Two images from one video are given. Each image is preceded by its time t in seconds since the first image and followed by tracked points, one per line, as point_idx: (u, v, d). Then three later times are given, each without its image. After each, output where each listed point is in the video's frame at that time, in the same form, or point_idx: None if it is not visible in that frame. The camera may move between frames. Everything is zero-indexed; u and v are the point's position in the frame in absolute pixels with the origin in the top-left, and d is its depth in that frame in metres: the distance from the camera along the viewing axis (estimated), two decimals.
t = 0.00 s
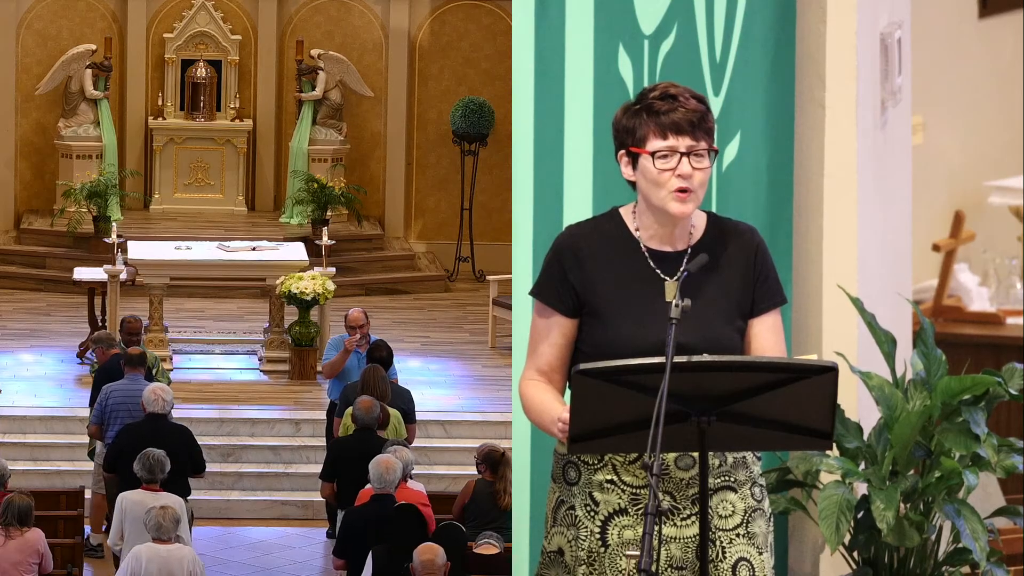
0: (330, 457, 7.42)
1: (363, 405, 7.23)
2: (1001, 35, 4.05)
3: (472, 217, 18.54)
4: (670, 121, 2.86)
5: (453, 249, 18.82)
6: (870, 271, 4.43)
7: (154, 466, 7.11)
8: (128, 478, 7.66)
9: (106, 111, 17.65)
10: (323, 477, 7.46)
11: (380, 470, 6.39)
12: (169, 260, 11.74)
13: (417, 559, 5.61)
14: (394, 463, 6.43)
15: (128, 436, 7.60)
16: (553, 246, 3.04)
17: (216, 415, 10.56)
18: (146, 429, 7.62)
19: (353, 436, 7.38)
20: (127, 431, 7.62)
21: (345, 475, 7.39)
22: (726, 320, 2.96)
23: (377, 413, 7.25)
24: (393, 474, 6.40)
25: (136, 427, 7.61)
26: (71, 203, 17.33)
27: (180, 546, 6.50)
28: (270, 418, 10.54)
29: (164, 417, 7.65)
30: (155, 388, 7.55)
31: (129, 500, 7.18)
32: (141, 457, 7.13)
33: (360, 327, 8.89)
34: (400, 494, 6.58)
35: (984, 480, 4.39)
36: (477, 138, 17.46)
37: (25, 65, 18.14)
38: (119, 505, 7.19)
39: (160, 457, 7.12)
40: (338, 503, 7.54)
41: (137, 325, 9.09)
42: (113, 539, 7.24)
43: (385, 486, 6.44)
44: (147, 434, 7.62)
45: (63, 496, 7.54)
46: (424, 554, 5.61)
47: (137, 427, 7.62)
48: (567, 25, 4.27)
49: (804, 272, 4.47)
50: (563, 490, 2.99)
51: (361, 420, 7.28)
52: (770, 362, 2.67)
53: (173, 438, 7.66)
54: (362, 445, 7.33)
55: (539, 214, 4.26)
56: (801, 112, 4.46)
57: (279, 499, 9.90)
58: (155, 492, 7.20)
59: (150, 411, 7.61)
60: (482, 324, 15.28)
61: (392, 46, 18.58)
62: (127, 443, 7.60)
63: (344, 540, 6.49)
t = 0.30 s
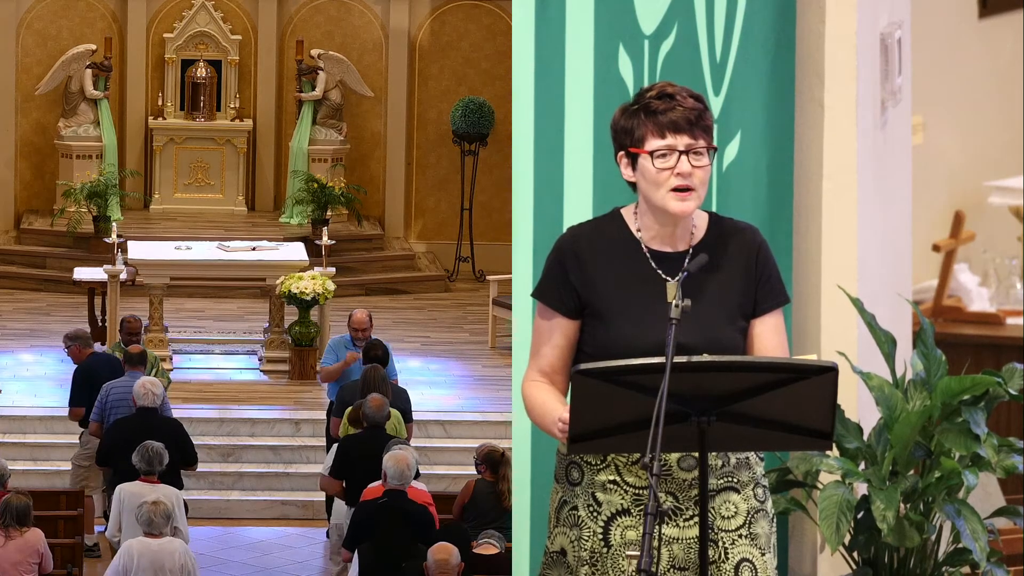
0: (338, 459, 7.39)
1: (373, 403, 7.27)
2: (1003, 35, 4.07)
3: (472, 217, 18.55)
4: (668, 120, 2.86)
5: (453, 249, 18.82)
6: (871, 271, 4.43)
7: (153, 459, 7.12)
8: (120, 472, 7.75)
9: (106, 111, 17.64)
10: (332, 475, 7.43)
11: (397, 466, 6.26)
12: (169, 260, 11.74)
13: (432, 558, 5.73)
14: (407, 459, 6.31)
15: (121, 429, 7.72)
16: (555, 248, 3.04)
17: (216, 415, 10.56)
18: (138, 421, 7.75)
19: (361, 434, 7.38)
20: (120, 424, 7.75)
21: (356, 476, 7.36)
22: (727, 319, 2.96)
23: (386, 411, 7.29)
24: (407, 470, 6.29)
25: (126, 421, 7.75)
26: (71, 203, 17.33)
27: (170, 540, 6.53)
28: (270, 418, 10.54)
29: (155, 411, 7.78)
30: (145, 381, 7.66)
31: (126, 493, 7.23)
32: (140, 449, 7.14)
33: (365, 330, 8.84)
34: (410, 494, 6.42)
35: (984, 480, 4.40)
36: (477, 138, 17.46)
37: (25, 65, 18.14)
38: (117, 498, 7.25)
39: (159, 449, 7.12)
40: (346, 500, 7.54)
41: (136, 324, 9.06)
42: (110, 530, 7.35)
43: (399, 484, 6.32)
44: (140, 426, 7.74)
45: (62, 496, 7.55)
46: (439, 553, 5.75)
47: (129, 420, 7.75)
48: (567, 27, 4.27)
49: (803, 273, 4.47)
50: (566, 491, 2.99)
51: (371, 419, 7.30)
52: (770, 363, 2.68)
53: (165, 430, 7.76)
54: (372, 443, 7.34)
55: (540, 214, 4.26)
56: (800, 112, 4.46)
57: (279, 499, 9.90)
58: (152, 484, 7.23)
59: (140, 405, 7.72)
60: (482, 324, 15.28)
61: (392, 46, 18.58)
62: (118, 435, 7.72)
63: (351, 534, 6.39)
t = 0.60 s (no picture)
0: (349, 454, 7.33)
1: (386, 400, 7.23)
2: (1002, 35, 4.08)
3: (472, 217, 18.55)
4: (667, 120, 2.86)
5: (453, 249, 18.81)
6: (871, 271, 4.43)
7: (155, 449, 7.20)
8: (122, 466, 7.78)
9: (106, 111, 17.64)
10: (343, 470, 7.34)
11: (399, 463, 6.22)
12: (169, 260, 11.74)
13: (445, 558, 5.79)
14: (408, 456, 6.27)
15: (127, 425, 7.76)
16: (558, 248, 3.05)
17: (216, 414, 10.56)
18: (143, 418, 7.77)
19: (371, 431, 7.33)
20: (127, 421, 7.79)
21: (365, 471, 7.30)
22: (731, 319, 2.96)
23: (399, 408, 7.26)
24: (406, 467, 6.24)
25: (132, 416, 7.78)
26: (71, 203, 17.33)
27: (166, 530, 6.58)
28: (270, 418, 10.54)
29: (162, 408, 7.80)
30: (153, 377, 7.70)
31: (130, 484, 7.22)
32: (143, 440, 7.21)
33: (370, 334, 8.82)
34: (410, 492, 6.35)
35: (984, 480, 4.40)
36: (477, 137, 17.46)
37: (25, 65, 18.14)
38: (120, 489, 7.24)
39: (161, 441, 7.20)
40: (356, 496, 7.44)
41: (136, 325, 9.06)
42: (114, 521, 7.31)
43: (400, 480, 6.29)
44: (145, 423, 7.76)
45: (62, 497, 7.56)
46: (451, 552, 5.80)
47: (135, 417, 7.78)
48: (567, 27, 4.28)
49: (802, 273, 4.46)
50: (569, 491, 3.00)
51: (382, 416, 7.26)
52: (770, 363, 2.67)
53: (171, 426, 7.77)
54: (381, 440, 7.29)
55: (540, 214, 4.26)
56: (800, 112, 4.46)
57: (279, 499, 9.90)
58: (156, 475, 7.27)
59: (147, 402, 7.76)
60: (482, 324, 15.28)
61: (392, 46, 18.58)
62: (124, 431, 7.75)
63: (350, 529, 6.38)
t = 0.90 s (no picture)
0: (355, 452, 7.29)
1: (395, 398, 7.18)
2: (1003, 35, 4.08)
3: (472, 217, 18.56)
4: (667, 121, 2.86)
5: (453, 249, 18.81)
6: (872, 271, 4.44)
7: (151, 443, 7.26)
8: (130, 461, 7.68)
9: (106, 111, 17.64)
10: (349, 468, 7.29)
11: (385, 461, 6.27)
12: (169, 260, 11.73)
13: (456, 557, 5.79)
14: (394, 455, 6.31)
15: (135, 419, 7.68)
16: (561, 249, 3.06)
17: (216, 414, 10.56)
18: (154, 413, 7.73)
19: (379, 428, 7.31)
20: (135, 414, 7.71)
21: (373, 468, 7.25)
22: (734, 318, 2.95)
23: (407, 406, 7.19)
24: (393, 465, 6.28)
25: (142, 411, 7.70)
26: (71, 203, 17.32)
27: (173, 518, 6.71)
28: (270, 418, 10.53)
29: (172, 403, 7.80)
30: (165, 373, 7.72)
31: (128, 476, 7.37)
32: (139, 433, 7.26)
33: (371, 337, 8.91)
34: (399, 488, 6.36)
35: (984, 480, 4.40)
36: (477, 137, 17.46)
37: (25, 64, 18.14)
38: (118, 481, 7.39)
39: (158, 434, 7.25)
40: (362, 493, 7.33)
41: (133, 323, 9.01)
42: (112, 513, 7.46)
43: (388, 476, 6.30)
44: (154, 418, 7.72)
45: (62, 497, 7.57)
46: (463, 551, 5.80)
47: (144, 410, 7.71)
48: (567, 27, 4.28)
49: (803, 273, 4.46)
50: (573, 490, 3.00)
51: (391, 414, 7.20)
52: (770, 363, 2.67)
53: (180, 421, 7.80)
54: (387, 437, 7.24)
55: (540, 214, 4.26)
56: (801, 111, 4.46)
57: (279, 498, 9.90)
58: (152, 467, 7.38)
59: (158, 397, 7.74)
60: (482, 324, 15.28)
61: (392, 46, 18.58)
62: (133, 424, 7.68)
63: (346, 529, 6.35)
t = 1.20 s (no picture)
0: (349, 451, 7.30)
1: (392, 397, 7.28)
2: (1002, 36, 4.03)
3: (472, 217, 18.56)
4: (667, 122, 2.86)
5: (453, 249, 18.81)
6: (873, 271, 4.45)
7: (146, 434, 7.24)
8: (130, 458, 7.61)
9: (105, 111, 17.64)
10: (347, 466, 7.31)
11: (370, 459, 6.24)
12: (169, 260, 11.74)
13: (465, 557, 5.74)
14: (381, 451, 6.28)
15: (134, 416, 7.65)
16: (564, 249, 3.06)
17: (216, 414, 10.56)
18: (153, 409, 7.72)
19: (376, 425, 7.34)
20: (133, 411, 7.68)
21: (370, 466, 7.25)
22: (736, 318, 2.95)
23: (404, 405, 7.29)
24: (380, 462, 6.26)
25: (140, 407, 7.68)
26: (71, 203, 17.32)
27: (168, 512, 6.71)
28: (270, 418, 10.54)
29: (169, 399, 7.77)
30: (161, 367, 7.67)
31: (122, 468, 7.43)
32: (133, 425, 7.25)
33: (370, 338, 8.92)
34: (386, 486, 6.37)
35: (985, 480, 4.39)
36: (477, 137, 17.47)
37: (25, 65, 18.15)
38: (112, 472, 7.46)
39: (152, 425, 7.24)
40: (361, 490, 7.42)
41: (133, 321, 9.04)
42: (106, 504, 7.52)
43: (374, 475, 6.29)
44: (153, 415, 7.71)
45: (62, 496, 7.59)
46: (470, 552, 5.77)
47: (142, 407, 7.70)
48: (567, 26, 4.28)
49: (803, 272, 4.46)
50: (576, 490, 3.00)
51: (390, 413, 7.29)
52: (771, 362, 2.67)
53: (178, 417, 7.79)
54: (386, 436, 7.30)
55: (540, 214, 4.26)
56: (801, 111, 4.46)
57: (279, 499, 9.90)
58: (147, 459, 7.40)
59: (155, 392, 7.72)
60: (481, 324, 15.28)
61: (392, 46, 18.58)
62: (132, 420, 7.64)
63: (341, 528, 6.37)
